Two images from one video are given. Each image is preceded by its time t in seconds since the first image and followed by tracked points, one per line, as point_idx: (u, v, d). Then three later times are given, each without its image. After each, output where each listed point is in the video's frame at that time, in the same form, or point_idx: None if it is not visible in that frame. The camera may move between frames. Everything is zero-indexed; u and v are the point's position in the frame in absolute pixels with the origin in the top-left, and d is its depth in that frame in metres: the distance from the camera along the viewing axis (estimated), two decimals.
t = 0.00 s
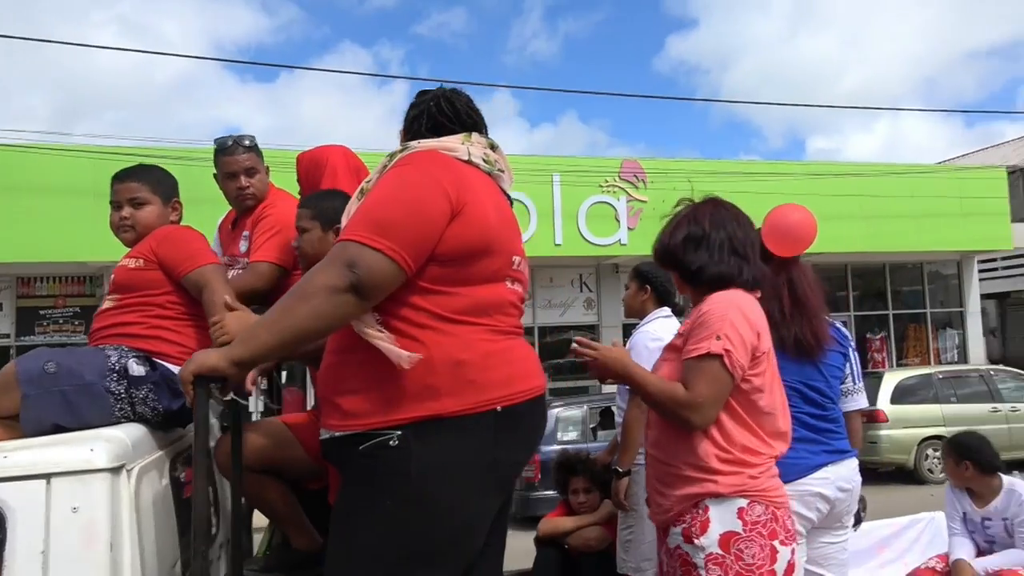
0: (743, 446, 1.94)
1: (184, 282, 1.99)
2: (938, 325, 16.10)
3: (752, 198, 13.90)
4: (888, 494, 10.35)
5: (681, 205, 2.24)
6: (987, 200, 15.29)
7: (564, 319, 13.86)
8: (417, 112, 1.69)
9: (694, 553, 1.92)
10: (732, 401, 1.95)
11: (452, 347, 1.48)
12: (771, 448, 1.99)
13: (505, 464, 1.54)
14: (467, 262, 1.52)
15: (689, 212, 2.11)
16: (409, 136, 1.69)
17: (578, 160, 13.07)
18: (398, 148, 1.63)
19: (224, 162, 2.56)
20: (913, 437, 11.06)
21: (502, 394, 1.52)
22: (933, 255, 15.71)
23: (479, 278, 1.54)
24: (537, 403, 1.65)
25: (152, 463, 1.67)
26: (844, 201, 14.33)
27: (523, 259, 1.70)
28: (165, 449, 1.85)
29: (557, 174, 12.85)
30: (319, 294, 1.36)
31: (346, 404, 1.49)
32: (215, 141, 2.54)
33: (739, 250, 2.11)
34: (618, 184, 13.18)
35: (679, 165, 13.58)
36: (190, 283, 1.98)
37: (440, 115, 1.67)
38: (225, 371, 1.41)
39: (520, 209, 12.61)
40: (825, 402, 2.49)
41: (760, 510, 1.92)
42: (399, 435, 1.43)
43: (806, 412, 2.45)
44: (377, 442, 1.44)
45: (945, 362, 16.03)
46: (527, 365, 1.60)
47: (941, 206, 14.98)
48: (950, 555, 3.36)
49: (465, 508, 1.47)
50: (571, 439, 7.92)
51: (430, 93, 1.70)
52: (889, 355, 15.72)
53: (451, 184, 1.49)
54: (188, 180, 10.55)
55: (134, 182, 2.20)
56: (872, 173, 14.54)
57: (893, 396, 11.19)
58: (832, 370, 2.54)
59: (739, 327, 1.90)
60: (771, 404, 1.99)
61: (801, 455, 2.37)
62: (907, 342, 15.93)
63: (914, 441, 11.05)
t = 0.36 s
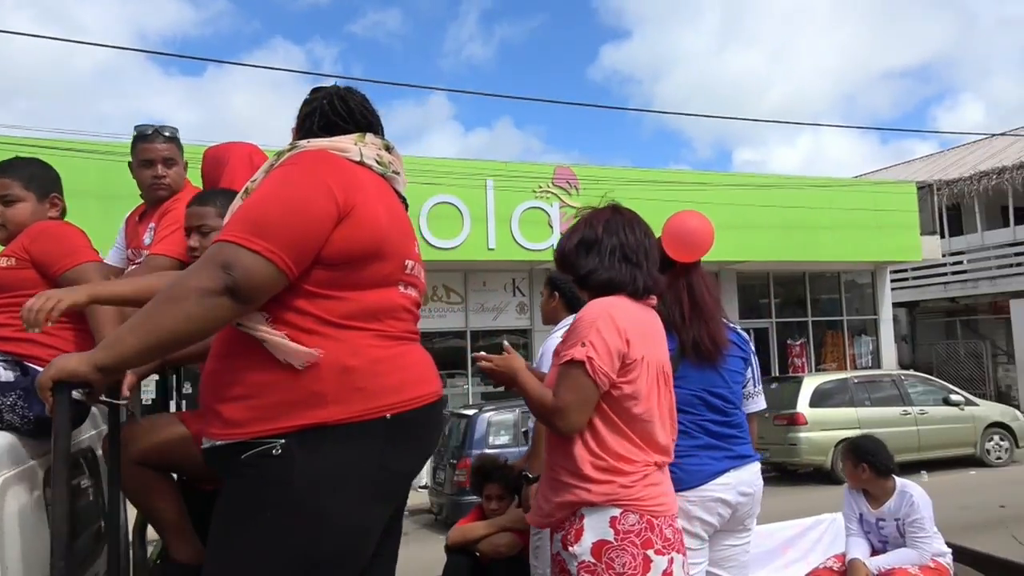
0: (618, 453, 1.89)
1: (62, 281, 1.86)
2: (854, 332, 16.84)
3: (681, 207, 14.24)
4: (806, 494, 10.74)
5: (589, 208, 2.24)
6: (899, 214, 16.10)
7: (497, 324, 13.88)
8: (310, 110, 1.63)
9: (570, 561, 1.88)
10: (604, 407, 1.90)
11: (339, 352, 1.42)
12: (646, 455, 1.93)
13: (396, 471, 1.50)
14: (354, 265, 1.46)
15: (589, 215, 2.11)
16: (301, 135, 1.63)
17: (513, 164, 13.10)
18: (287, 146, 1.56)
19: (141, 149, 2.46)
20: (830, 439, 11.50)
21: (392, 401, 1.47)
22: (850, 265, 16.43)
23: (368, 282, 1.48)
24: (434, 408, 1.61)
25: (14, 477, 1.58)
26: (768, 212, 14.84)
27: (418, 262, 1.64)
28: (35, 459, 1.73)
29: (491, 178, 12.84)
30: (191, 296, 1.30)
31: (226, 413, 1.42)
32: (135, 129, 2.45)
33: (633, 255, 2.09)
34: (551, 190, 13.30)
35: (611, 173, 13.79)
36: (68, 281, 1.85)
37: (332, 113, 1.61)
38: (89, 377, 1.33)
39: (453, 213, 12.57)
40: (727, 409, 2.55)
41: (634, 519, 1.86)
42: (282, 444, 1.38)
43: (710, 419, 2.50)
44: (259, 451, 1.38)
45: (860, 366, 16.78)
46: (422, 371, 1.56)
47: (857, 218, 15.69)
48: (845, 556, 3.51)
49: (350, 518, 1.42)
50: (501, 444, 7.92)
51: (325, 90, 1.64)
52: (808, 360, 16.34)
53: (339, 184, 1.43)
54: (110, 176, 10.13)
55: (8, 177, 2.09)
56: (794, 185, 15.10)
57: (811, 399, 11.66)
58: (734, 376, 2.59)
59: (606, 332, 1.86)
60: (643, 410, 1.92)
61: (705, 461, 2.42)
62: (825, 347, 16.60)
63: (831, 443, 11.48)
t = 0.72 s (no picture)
0: (507, 457, 1.84)
1: None
2: (771, 335, 17.47)
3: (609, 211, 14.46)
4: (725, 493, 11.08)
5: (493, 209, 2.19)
6: (814, 222, 16.82)
7: (425, 325, 13.79)
8: (190, 99, 1.57)
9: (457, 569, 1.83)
10: (490, 410, 1.85)
11: (219, 354, 1.36)
12: (536, 460, 1.88)
13: (282, 478, 1.46)
14: (234, 262, 1.39)
15: (491, 217, 2.06)
16: (179, 123, 1.57)
17: (443, 164, 13.05)
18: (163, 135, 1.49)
19: (51, 132, 2.30)
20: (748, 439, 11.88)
21: (276, 407, 1.42)
22: (768, 271, 17.05)
23: (249, 281, 1.42)
24: (321, 412, 1.57)
25: None
26: (692, 218, 15.26)
27: (306, 261, 1.59)
28: None
29: (421, 178, 12.75)
30: (42, 295, 1.18)
31: (92, 417, 1.32)
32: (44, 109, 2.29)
33: (532, 259, 2.04)
34: (481, 192, 13.30)
35: (541, 175, 13.89)
36: None
37: (215, 102, 1.56)
38: None
39: (382, 212, 12.41)
40: (638, 417, 2.57)
41: (522, 526, 1.82)
42: (155, 451, 1.30)
43: (624, 427, 2.51)
44: (128, 459, 1.29)
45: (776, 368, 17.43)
46: (309, 373, 1.52)
47: (776, 226, 16.30)
48: (745, 554, 3.65)
49: (229, 527, 1.36)
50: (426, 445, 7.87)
51: (207, 79, 1.59)
52: (728, 362, 16.87)
53: (215, 179, 1.37)
54: (16, 165, 9.56)
55: None
56: (717, 193, 15.58)
57: (730, 400, 12.07)
58: (649, 385, 2.61)
59: (490, 331, 1.81)
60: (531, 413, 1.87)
61: (620, 467, 2.45)
62: (744, 350, 17.16)
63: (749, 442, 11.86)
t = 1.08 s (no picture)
0: (444, 463, 1.76)
1: None
2: (745, 335, 17.62)
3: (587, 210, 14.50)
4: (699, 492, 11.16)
5: (470, 207, 2.16)
6: (789, 224, 17.00)
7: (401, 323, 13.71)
8: (112, 84, 1.55)
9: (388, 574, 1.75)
10: (431, 413, 1.77)
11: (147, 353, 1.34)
12: (472, 466, 1.81)
13: (215, 483, 1.44)
14: (157, 258, 1.38)
15: (466, 214, 2.03)
16: (101, 110, 1.55)
17: (420, 163, 13.00)
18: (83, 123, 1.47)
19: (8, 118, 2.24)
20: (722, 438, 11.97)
21: (208, 405, 1.41)
22: (743, 272, 17.19)
23: (176, 276, 1.41)
24: (258, 411, 1.56)
25: None
26: (668, 219, 15.35)
27: (238, 253, 1.59)
28: None
29: (398, 176, 12.70)
30: None
31: (11, 416, 1.27)
32: None
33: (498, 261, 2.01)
34: (458, 190, 13.28)
35: (519, 175, 13.89)
36: None
37: (138, 87, 1.54)
38: None
39: (358, 210, 12.33)
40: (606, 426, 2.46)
41: (455, 534, 1.75)
42: (77, 451, 1.27)
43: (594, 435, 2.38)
44: (50, 459, 1.25)
45: (750, 368, 17.59)
46: (244, 370, 1.52)
47: (751, 227, 16.44)
48: (701, 556, 3.67)
49: (154, 531, 1.33)
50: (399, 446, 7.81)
51: (131, 63, 1.56)
52: (703, 362, 16.99)
53: (137, 172, 1.35)
54: None
55: None
56: (693, 195, 15.70)
57: (705, 399, 12.16)
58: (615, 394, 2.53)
59: (434, 331, 1.75)
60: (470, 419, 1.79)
61: (587, 474, 2.32)
62: (719, 350, 17.29)
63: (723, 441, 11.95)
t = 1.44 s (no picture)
0: (377, 472, 1.72)
1: None
2: (718, 333, 17.78)
3: (562, 208, 14.50)
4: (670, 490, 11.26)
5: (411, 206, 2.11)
6: (761, 224, 17.17)
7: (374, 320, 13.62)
8: (19, 63, 1.56)
9: None
10: (369, 418, 1.74)
11: (36, 349, 1.32)
12: (405, 479, 1.76)
13: (121, 486, 1.44)
14: (50, 251, 1.37)
15: (414, 214, 1.99)
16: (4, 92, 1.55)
17: (395, 159, 12.91)
18: None
19: None
20: (693, 435, 12.08)
21: (103, 405, 1.40)
22: (716, 271, 17.35)
23: (73, 269, 1.40)
24: (168, 413, 1.55)
25: None
26: (642, 217, 15.42)
27: (147, 245, 1.59)
28: None
29: (372, 172, 12.61)
30: None
31: None
32: None
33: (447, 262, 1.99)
34: (433, 187, 13.22)
35: (494, 172, 13.85)
36: None
37: (45, 69, 1.55)
38: None
39: (331, 206, 12.20)
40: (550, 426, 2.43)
41: (380, 546, 1.70)
42: None
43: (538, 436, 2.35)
44: None
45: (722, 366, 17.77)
46: (152, 366, 1.52)
47: (724, 227, 16.57)
48: (651, 557, 3.69)
49: (56, 530, 1.33)
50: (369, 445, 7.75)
51: (41, 44, 1.59)
52: (676, 360, 17.14)
53: (27, 162, 1.34)
54: None
55: None
56: (668, 194, 15.80)
57: (677, 397, 12.26)
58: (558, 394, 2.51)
59: (379, 335, 1.72)
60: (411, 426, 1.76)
61: (531, 475, 2.28)
62: (691, 348, 17.43)
63: (693, 438, 12.06)
